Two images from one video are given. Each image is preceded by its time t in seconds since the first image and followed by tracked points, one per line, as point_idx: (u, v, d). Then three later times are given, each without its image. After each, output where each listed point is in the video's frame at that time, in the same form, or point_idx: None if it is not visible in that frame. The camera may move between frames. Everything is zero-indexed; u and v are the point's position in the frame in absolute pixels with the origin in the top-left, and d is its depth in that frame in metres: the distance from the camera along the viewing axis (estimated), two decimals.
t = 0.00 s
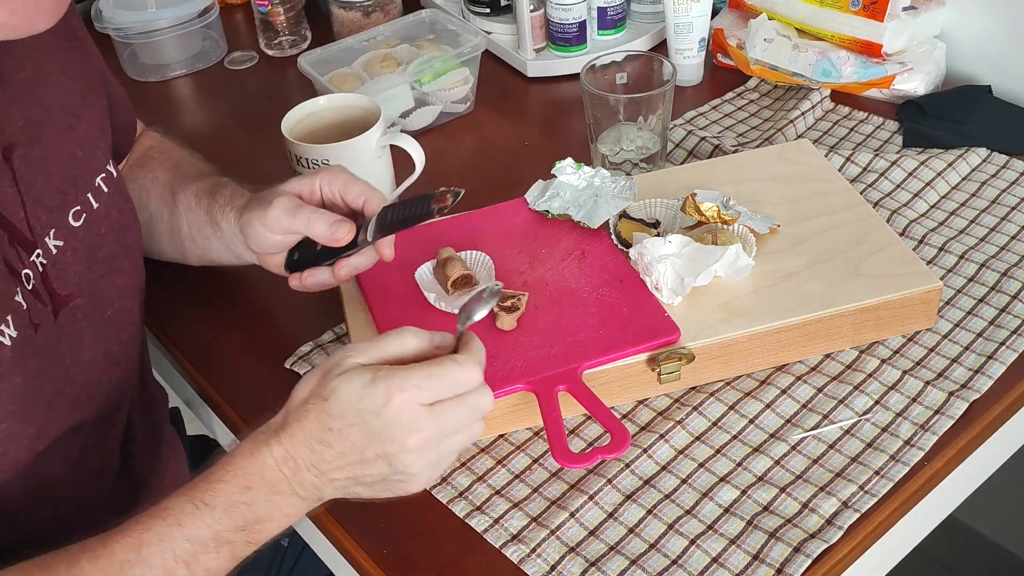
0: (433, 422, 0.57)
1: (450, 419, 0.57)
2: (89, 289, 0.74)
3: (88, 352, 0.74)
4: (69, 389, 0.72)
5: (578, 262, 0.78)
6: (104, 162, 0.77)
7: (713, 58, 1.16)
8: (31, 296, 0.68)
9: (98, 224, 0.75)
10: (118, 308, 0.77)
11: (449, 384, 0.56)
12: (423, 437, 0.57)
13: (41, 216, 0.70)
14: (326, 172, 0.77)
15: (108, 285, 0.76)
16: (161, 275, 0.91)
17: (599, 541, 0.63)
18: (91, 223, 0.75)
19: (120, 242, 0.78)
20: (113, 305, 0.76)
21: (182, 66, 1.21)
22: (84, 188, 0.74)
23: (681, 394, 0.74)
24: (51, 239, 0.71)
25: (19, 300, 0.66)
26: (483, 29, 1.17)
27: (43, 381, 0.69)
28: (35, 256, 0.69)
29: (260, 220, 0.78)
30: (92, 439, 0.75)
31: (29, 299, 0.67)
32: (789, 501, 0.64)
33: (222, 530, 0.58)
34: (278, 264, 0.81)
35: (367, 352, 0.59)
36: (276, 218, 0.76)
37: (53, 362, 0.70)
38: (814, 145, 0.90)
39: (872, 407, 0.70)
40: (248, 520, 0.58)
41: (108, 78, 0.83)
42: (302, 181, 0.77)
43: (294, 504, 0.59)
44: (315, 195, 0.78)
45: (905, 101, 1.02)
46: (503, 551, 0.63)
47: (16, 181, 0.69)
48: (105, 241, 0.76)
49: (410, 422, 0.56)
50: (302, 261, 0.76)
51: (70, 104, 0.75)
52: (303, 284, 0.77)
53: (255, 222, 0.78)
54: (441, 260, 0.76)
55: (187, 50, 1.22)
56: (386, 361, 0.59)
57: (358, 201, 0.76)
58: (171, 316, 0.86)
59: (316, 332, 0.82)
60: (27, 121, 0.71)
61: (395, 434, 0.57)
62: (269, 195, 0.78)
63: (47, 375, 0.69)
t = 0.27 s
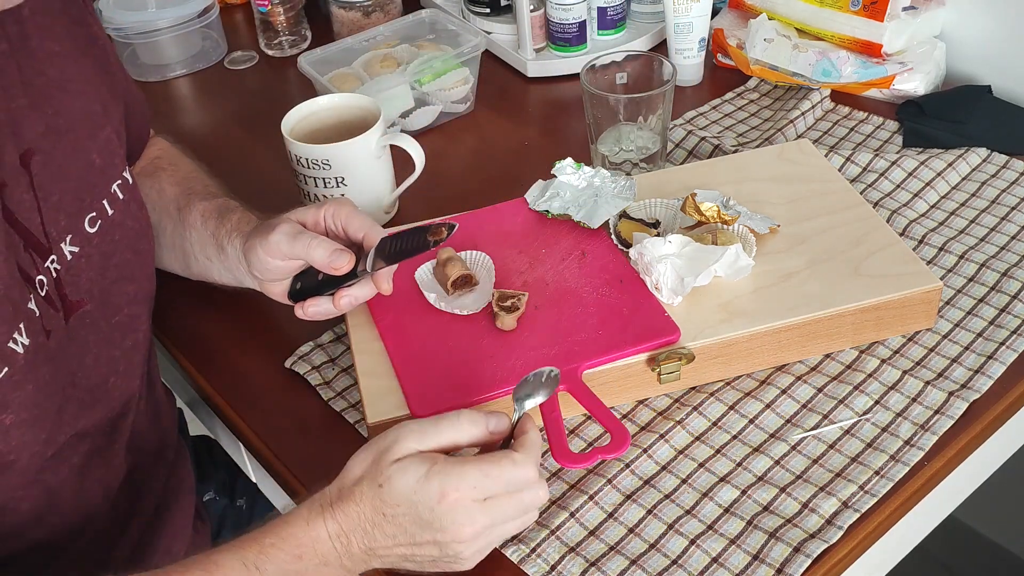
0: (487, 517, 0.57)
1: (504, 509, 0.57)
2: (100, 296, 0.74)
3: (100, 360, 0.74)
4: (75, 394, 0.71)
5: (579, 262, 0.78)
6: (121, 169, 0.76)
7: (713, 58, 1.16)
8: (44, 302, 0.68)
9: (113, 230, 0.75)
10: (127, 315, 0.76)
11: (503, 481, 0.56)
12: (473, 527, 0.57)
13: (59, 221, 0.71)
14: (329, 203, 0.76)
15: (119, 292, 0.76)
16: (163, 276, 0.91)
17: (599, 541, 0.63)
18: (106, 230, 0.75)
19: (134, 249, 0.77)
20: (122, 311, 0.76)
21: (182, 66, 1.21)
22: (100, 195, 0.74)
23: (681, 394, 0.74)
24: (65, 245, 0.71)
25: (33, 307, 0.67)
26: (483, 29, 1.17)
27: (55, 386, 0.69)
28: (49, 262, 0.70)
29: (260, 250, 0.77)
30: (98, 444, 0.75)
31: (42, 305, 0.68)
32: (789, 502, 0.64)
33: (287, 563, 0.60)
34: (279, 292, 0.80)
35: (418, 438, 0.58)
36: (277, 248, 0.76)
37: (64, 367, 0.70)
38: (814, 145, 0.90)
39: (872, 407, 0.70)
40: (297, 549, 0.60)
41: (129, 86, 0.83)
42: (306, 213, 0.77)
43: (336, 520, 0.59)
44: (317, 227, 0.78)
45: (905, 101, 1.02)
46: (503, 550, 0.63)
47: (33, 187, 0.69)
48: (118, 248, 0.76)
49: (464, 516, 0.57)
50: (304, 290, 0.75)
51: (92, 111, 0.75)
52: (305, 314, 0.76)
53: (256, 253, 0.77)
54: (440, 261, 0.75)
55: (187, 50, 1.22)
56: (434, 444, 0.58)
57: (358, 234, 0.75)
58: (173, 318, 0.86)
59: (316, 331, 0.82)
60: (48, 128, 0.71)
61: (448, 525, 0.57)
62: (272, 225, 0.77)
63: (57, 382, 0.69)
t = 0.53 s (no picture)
0: (490, 533, 0.58)
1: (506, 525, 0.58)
2: (98, 300, 0.74)
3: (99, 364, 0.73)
4: (73, 397, 0.71)
5: (579, 262, 0.78)
6: (119, 173, 0.76)
7: (713, 58, 1.16)
8: (40, 306, 0.68)
9: (111, 234, 0.75)
10: (124, 318, 0.76)
11: (504, 500, 0.57)
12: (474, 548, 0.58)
13: (54, 225, 0.70)
14: (328, 206, 0.76)
15: (116, 295, 0.76)
16: (163, 277, 0.91)
17: (599, 541, 0.63)
18: (104, 233, 0.75)
19: (133, 252, 0.77)
20: (119, 315, 0.75)
21: (182, 66, 1.21)
22: (98, 199, 0.74)
23: (681, 394, 0.74)
24: (60, 248, 0.70)
25: (28, 312, 0.67)
26: (483, 29, 1.17)
27: (53, 390, 0.68)
28: (45, 267, 0.69)
29: (259, 253, 0.77)
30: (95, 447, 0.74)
31: (38, 309, 0.68)
32: (789, 502, 0.64)
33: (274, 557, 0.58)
34: (278, 293, 0.80)
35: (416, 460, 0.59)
36: (276, 251, 0.75)
37: (61, 371, 0.70)
38: (814, 145, 0.90)
39: (872, 407, 0.70)
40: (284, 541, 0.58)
41: (127, 87, 0.83)
42: (304, 214, 0.77)
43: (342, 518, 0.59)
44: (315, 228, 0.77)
45: (905, 101, 1.02)
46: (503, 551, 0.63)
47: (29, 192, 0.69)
48: (117, 252, 0.76)
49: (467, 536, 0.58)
50: (303, 291, 0.76)
51: (90, 115, 0.75)
52: (304, 315, 0.76)
53: (254, 255, 0.77)
54: (440, 260, 0.75)
55: (187, 50, 1.22)
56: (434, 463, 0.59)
57: (358, 236, 0.75)
58: (173, 318, 0.86)
59: (316, 331, 0.82)
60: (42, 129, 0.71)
61: (452, 544, 0.58)
62: (270, 227, 0.77)
63: (53, 386, 0.69)
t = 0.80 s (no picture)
0: (491, 538, 0.58)
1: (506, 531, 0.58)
2: (93, 299, 0.74)
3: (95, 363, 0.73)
4: (71, 395, 0.71)
5: (579, 262, 0.78)
6: (112, 171, 0.77)
7: (713, 58, 1.16)
8: (36, 305, 0.68)
9: (105, 232, 0.75)
10: (120, 317, 0.75)
11: (506, 505, 0.57)
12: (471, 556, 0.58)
13: (48, 225, 0.70)
14: (326, 210, 0.76)
15: (111, 293, 0.76)
16: (163, 278, 0.91)
17: (599, 541, 0.63)
18: (98, 232, 0.75)
19: (127, 250, 0.77)
20: (113, 314, 0.75)
21: (182, 66, 1.21)
22: (92, 197, 0.74)
23: (681, 394, 0.74)
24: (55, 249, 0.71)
25: (27, 310, 0.66)
26: (483, 29, 1.17)
27: (50, 389, 0.68)
28: (41, 265, 0.69)
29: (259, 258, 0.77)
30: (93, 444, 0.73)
31: (34, 308, 0.68)
32: (789, 502, 0.64)
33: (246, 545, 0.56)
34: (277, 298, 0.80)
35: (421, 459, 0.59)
36: (277, 255, 0.76)
37: (58, 370, 0.70)
38: (814, 145, 0.90)
39: (872, 407, 0.70)
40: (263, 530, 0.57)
41: (122, 86, 0.83)
42: (302, 218, 0.77)
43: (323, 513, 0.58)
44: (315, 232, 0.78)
45: (905, 101, 1.02)
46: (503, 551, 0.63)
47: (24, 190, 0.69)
48: (111, 250, 0.76)
49: (470, 542, 0.58)
50: (302, 295, 0.75)
51: (82, 113, 0.75)
52: (303, 319, 0.76)
53: (254, 260, 0.77)
54: (441, 260, 0.75)
55: (187, 51, 1.22)
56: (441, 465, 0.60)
57: (356, 239, 0.75)
58: (173, 319, 0.86)
59: (316, 331, 0.82)
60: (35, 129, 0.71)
61: (453, 548, 0.58)
62: (269, 233, 0.77)
63: (52, 385, 0.69)
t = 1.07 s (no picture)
0: (489, 542, 0.57)
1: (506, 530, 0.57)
2: (90, 296, 0.74)
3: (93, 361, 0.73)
4: (69, 394, 0.71)
5: (578, 262, 0.78)
6: (106, 168, 0.76)
7: (713, 58, 1.16)
8: (32, 303, 0.68)
9: (100, 230, 0.75)
10: (116, 315, 0.75)
11: (503, 503, 0.56)
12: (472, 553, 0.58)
13: (42, 222, 0.70)
14: (328, 207, 0.76)
15: (106, 292, 0.75)
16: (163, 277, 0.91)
17: (599, 541, 0.63)
18: (93, 231, 0.74)
19: (123, 247, 0.77)
20: (110, 312, 0.75)
21: (182, 66, 1.21)
22: (86, 195, 0.74)
23: (681, 394, 0.74)
24: (50, 247, 0.71)
25: (21, 308, 0.66)
26: (483, 28, 1.17)
27: (47, 387, 0.68)
28: (36, 263, 0.69)
29: (262, 254, 0.77)
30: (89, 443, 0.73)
31: (29, 306, 0.68)
32: (789, 501, 0.64)
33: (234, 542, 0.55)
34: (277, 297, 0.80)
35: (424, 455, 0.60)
36: (280, 251, 0.76)
37: (53, 368, 0.70)
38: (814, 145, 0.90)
39: (872, 407, 0.71)
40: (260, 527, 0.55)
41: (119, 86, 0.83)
42: (303, 214, 0.77)
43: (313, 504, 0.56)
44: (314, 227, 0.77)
45: (905, 101, 1.02)
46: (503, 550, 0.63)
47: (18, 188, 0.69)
48: (106, 247, 0.76)
49: (471, 539, 0.57)
50: (303, 294, 0.75)
51: (74, 111, 0.75)
52: (304, 317, 0.76)
53: (255, 256, 0.77)
54: (440, 260, 0.76)
55: (187, 51, 1.22)
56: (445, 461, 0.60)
57: (359, 237, 0.75)
58: (173, 318, 0.86)
59: (317, 331, 0.82)
60: (27, 128, 0.71)
61: (452, 550, 0.57)
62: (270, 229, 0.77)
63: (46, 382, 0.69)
